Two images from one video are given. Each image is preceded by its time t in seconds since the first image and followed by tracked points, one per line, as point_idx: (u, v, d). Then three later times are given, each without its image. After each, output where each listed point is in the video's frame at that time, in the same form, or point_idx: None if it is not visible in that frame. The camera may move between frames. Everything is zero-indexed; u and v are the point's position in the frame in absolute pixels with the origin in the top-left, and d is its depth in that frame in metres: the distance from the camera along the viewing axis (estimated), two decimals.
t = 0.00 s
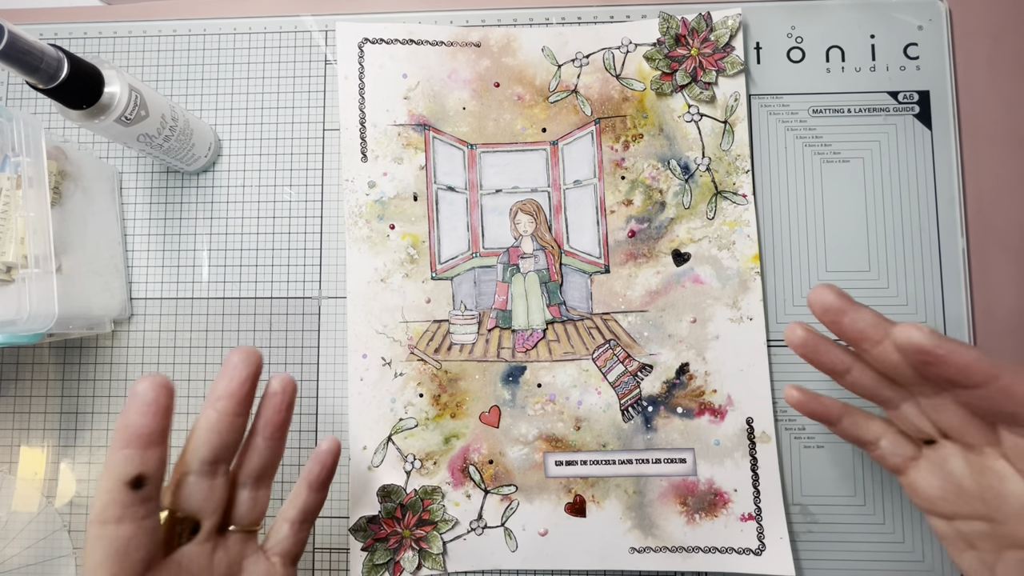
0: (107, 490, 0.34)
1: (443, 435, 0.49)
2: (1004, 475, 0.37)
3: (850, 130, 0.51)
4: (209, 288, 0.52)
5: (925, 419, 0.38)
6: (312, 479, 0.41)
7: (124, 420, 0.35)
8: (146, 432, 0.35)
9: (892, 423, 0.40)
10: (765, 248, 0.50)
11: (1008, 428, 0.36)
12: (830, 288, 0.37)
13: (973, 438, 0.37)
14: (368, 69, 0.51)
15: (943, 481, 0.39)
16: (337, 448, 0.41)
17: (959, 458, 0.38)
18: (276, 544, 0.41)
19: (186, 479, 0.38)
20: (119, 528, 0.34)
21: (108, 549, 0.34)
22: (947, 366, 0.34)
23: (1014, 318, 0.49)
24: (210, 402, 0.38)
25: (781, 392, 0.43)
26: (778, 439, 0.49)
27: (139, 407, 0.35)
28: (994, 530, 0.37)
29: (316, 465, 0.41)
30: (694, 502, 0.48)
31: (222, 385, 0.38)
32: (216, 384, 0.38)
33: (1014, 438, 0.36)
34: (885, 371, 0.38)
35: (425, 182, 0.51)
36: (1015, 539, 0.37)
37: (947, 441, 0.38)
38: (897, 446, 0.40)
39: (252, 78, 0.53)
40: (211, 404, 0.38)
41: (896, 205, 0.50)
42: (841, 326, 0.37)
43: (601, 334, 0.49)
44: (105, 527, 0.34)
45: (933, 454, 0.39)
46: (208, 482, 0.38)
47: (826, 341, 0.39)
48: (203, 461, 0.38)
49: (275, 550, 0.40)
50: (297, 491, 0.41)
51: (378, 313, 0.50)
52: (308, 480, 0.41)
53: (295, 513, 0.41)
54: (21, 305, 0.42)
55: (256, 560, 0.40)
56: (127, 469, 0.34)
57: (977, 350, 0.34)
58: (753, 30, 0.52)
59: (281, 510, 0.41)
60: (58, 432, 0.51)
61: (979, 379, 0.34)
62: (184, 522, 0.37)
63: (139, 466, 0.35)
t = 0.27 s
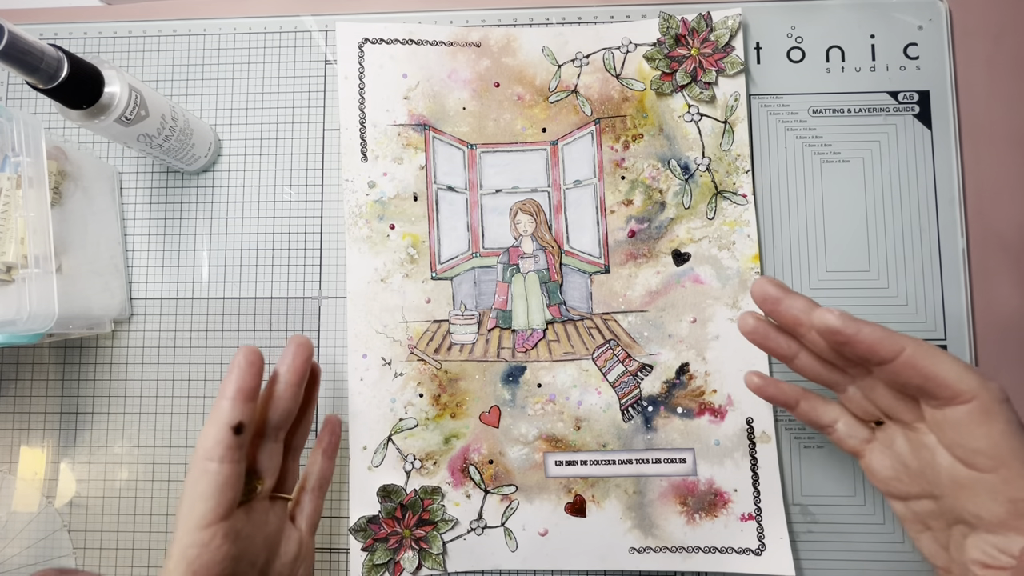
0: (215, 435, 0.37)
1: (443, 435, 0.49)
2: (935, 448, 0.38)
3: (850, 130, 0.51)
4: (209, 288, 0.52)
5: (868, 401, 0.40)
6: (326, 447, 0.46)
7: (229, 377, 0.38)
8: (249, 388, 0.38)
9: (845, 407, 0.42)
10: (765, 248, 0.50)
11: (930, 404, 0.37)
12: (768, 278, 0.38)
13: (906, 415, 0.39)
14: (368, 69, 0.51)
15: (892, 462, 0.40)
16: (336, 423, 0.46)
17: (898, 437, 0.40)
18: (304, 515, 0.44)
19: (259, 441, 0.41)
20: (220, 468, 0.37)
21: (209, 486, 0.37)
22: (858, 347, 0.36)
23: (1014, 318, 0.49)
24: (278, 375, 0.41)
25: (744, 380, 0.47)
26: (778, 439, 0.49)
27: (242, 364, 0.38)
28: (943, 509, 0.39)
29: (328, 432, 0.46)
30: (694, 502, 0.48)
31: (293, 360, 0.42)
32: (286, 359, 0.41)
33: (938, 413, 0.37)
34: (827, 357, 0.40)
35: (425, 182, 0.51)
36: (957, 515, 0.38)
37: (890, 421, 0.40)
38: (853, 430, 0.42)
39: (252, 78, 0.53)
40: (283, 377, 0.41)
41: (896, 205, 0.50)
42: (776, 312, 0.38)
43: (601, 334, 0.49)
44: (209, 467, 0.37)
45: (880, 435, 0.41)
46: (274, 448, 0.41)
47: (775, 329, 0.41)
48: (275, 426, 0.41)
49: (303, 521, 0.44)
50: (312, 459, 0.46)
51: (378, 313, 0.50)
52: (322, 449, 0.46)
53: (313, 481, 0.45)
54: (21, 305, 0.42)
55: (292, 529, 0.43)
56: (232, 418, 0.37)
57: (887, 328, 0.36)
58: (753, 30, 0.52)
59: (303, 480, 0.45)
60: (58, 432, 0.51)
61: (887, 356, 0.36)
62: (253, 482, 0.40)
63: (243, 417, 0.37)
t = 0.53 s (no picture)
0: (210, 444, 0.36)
1: (443, 435, 0.49)
2: (914, 462, 0.38)
3: (850, 130, 0.51)
4: (209, 288, 0.52)
5: (852, 408, 0.41)
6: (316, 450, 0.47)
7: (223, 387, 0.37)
8: (245, 396, 0.37)
9: (830, 411, 0.43)
10: (765, 248, 0.50)
11: (910, 419, 0.37)
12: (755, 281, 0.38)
13: (887, 426, 0.39)
14: (368, 69, 0.51)
15: (875, 470, 0.41)
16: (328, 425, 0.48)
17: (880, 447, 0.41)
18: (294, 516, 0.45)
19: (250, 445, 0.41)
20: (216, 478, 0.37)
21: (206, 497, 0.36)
22: (836, 359, 0.36)
23: (1014, 318, 0.49)
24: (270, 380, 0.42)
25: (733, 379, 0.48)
26: (778, 439, 0.49)
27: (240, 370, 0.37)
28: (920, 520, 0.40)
29: (318, 436, 0.47)
30: (694, 502, 0.48)
31: (287, 362, 0.42)
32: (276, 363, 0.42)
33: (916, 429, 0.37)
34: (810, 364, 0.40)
35: (425, 182, 0.51)
36: (934, 527, 0.39)
37: (872, 429, 0.41)
38: (838, 435, 0.42)
39: (252, 78, 0.53)
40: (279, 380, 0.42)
41: (896, 205, 0.50)
42: (758, 318, 0.38)
43: (601, 334, 0.49)
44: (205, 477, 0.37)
45: (865, 442, 0.41)
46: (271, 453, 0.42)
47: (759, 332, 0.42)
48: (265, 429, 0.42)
49: (292, 525, 0.45)
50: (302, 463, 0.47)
51: (378, 313, 0.50)
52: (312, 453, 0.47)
53: (304, 484, 0.46)
54: (21, 305, 0.42)
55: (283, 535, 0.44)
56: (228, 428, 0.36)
57: (867, 341, 0.36)
58: (753, 30, 0.52)
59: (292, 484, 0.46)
60: (58, 432, 0.51)
61: (865, 370, 0.36)
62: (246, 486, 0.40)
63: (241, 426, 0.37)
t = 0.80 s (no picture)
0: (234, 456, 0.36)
1: (443, 435, 0.49)
2: (932, 465, 0.38)
3: (850, 130, 0.51)
4: (209, 288, 0.52)
5: (867, 411, 0.40)
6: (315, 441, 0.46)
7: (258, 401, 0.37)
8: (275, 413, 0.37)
9: (845, 415, 0.42)
10: (765, 248, 0.50)
11: (927, 421, 0.37)
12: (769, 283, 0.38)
13: (903, 429, 0.39)
14: (368, 69, 0.51)
15: (891, 473, 0.41)
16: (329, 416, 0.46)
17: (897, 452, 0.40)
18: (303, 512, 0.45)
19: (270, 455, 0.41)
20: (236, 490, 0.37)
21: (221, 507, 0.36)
22: (851, 361, 0.36)
23: (1014, 318, 0.49)
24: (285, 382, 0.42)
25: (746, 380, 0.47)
26: (778, 439, 0.49)
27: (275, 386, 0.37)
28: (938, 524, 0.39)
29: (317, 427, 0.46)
30: (695, 502, 0.48)
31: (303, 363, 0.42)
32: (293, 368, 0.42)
33: (934, 431, 0.37)
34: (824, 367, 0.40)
35: (425, 182, 0.51)
36: (952, 532, 0.38)
37: (888, 432, 0.40)
38: (853, 439, 0.42)
39: (252, 78, 0.53)
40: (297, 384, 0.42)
41: (896, 205, 0.50)
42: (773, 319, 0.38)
43: (601, 334, 0.49)
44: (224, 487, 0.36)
45: (881, 446, 0.41)
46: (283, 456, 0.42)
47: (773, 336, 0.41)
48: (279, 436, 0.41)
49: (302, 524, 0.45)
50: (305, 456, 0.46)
51: (378, 313, 0.50)
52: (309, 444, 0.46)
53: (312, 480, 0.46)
54: (21, 304, 0.42)
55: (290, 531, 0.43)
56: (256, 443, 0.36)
57: (881, 343, 0.36)
58: (753, 30, 0.52)
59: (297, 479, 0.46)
60: (58, 432, 0.51)
61: (881, 372, 0.36)
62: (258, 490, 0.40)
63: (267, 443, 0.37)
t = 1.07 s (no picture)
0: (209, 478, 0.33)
1: (443, 435, 0.49)
2: (964, 487, 0.37)
3: (850, 130, 0.51)
4: (209, 288, 0.52)
5: (895, 429, 0.39)
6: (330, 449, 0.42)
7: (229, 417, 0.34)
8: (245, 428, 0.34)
9: (873, 428, 0.41)
10: (765, 248, 0.50)
11: (960, 444, 0.36)
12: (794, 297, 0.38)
13: (934, 448, 0.38)
14: (368, 69, 0.51)
15: (919, 490, 0.39)
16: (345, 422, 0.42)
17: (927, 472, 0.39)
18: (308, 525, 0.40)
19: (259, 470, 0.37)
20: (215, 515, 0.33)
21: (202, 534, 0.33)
22: (881, 382, 0.35)
23: (1014, 318, 0.49)
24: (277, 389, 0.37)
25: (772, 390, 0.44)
26: (777, 439, 0.49)
27: (245, 399, 0.34)
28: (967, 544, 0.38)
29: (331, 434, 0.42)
30: (695, 502, 0.48)
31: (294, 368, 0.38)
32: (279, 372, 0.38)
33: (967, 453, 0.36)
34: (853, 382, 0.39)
35: (425, 182, 0.51)
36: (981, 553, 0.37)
37: (919, 450, 0.39)
38: (880, 454, 0.40)
39: (252, 78, 0.53)
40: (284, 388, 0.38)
41: (896, 205, 0.50)
42: (800, 332, 0.37)
43: (601, 334, 0.49)
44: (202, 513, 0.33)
45: (910, 464, 0.40)
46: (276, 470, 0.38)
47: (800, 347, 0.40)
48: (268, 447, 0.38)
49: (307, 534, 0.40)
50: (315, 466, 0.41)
51: (378, 313, 0.50)
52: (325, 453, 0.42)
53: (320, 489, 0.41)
54: (21, 304, 0.42)
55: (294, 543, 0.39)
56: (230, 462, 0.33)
57: (914, 364, 0.35)
58: (753, 30, 0.52)
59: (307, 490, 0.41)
60: (58, 432, 0.51)
61: (912, 393, 0.35)
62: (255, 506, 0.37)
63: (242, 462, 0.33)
